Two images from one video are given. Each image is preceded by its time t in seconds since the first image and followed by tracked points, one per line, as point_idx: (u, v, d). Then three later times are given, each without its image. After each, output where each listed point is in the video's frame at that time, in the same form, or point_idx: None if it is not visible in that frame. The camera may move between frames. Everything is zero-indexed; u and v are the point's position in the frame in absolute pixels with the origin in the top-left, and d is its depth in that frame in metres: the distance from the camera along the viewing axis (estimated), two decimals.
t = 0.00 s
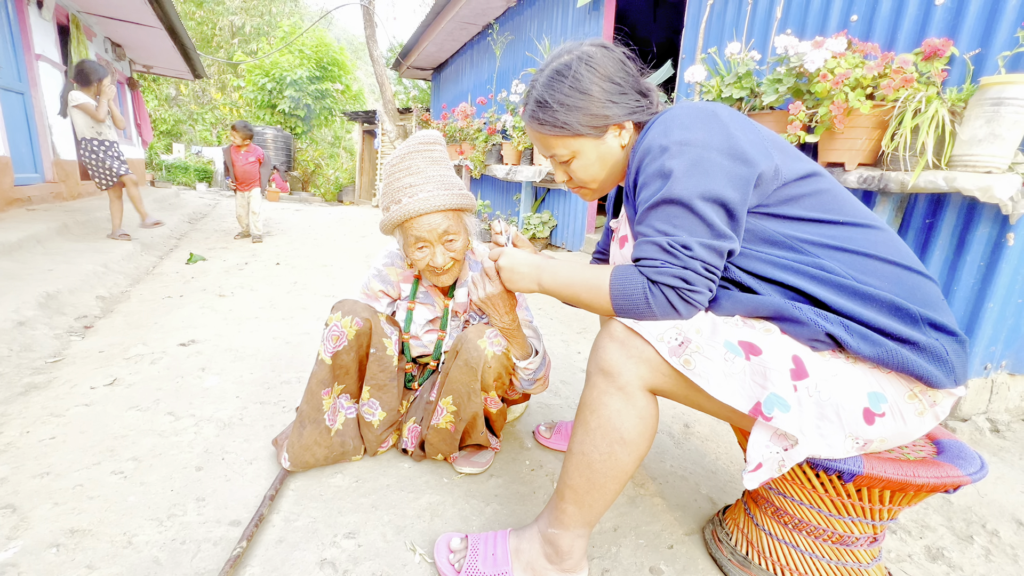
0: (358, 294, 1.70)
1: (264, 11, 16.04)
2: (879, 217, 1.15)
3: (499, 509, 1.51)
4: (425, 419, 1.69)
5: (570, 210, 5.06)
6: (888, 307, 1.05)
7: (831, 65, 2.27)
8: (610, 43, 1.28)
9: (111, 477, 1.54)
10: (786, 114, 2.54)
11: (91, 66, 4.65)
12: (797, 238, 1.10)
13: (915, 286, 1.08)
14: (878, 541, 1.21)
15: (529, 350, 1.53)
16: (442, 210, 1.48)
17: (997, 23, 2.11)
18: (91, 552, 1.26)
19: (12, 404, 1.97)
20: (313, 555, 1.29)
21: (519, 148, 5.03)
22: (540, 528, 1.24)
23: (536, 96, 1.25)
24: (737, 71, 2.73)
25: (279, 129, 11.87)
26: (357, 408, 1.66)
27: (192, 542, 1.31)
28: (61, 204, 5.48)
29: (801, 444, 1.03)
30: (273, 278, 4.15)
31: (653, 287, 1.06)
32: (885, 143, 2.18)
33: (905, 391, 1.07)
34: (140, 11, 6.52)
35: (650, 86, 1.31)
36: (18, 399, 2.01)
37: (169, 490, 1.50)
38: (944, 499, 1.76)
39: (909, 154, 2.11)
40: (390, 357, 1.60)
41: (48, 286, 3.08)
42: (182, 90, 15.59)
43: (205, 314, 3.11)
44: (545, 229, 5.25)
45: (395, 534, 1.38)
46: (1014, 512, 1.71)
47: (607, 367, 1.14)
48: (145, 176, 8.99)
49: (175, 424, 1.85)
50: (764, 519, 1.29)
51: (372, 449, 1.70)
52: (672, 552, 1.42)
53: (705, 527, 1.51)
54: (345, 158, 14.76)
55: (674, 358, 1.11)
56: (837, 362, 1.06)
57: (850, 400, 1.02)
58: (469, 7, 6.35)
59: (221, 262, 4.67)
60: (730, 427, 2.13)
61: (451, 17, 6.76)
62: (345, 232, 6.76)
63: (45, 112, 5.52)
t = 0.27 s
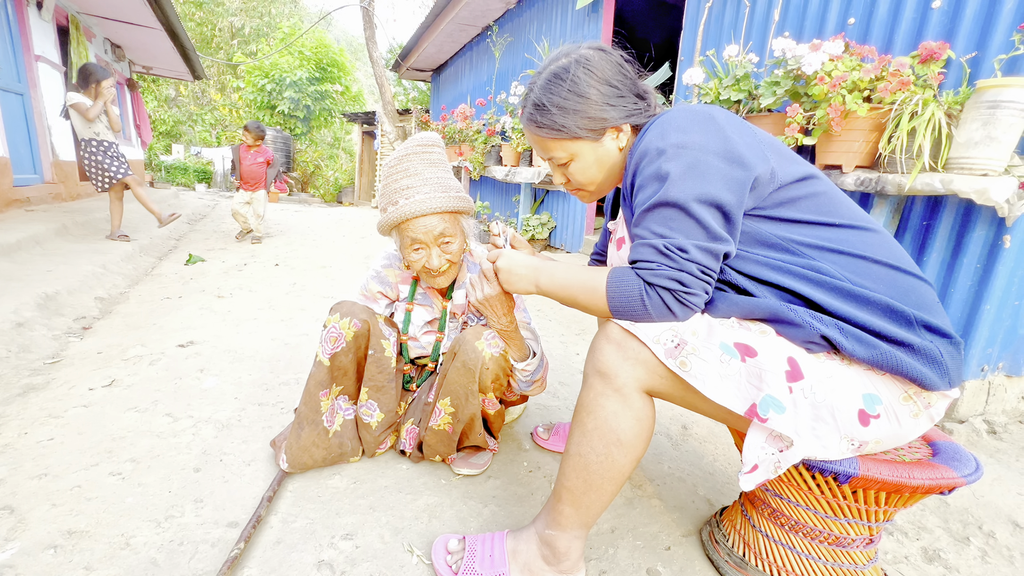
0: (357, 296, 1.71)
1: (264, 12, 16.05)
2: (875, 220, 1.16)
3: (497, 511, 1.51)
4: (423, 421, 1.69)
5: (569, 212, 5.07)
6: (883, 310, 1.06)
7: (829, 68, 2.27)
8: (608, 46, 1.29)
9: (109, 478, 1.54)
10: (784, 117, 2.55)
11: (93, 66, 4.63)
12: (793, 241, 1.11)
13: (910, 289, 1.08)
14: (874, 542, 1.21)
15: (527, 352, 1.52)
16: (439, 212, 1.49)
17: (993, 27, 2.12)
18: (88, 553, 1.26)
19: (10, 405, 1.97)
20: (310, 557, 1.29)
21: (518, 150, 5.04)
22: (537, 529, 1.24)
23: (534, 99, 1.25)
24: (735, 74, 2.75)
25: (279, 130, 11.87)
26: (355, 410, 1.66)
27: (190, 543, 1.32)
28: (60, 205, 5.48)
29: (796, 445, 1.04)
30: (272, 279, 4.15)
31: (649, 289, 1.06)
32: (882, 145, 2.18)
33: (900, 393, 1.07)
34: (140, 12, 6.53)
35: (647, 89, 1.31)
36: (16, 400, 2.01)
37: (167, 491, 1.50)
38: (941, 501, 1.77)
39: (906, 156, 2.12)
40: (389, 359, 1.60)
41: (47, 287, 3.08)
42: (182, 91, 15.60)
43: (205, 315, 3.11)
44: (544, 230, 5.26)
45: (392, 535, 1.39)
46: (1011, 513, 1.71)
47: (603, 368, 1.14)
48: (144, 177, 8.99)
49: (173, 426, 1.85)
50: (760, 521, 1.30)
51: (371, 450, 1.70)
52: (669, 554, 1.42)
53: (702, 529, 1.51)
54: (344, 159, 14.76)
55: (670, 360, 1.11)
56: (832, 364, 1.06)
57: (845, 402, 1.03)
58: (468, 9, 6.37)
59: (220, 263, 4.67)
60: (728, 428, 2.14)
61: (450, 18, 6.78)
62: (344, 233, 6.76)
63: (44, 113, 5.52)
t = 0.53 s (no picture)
0: (355, 297, 1.72)
1: (263, 14, 16.06)
2: (871, 222, 1.16)
3: (494, 512, 1.51)
4: (421, 422, 1.69)
5: (567, 213, 5.08)
6: (878, 311, 1.06)
7: (825, 70, 2.29)
8: (605, 48, 1.29)
9: (106, 480, 1.54)
10: (781, 119, 2.56)
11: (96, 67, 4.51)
12: (789, 243, 1.11)
13: (906, 290, 1.09)
14: (870, 543, 1.21)
15: (524, 353, 1.53)
16: (435, 214, 1.49)
17: (989, 30, 2.13)
18: (85, 555, 1.26)
19: (7, 406, 1.97)
20: (308, 558, 1.29)
21: (517, 151, 5.05)
22: (534, 530, 1.24)
23: (531, 101, 1.26)
24: (733, 76, 2.76)
25: (278, 131, 11.86)
26: (353, 411, 1.66)
27: (187, 545, 1.31)
28: (58, 206, 5.48)
29: (792, 446, 1.04)
30: (271, 280, 4.15)
31: (646, 291, 1.07)
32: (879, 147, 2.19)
33: (895, 394, 1.08)
34: (139, 13, 6.53)
35: (644, 91, 1.32)
36: (14, 401, 2.01)
37: (164, 493, 1.50)
38: (938, 502, 1.77)
39: (902, 158, 2.13)
40: (387, 360, 1.60)
41: (45, 288, 3.08)
42: (181, 92, 15.58)
43: (203, 317, 3.11)
44: (543, 231, 5.26)
45: (390, 537, 1.39)
46: (1007, 514, 1.72)
47: (600, 370, 1.14)
48: (143, 178, 8.99)
49: (170, 427, 1.84)
50: (757, 522, 1.30)
51: (368, 452, 1.70)
52: (666, 555, 1.42)
53: (699, 530, 1.52)
54: (343, 160, 14.75)
55: (667, 361, 1.11)
56: (827, 365, 1.07)
57: (840, 403, 1.03)
58: (467, 11, 6.38)
59: (218, 264, 4.66)
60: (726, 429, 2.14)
61: (449, 20, 6.79)
62: (343, 234, 6.76)
63: (43, 114, 5.52)
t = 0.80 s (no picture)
0: (355, 298, 1.72)
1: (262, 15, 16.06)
2: (870, 223, 1.17)
3: (494, 513, 1.52)
4: (420, 422, 1.69)
5: (567, 213, 5.08)
6: (878, 312, 1.06)
7: (825, 71, 2.29)
8: (604, 50, 1.29)
9: (107, 481, 1.54)
10: (780, 120, 2.57)
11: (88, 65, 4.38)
12: (788, 243, 1.11)
13: (905, 291, 1.09)
14: (870, 544, 1.22)
15: (524, 354, 1.54)
16: (434, 216, 1.49)
17: (987, 31, 2.13)
18: (85, 556, 1.26)
19: (7, 407, 1.97)
20: (307, 559, 1.29)
21: (517, 152, 5.05)
22: (534, 531, 1.24)
23: (531, 102, 1.26)
24: (733, 77, 2.76)
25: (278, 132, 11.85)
26: (353, 412, 1.66)
27: (187, 545, 1.32)
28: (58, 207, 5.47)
29: (791, 446, 1.04)
30: (270, 281, 4.15)
31: (645, 291, 1.07)
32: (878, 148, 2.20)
33: (894, 394, 1.08)
34: (139, 14, 6.54)
35: (643, 92, 1.32)
36: (14, 402, 2.01)
37: (165, 493, 1.50)
38: (937, 502, 1.77)
39: (901, 159, 2.14)
40: (386, 361, 1.60)
41: (45, 289, 3.08)
42: (181, 92, 15.57)
43: (202, 317, 3.11)
44: (542, 232, 5.26)
45: (390, 537, 1.39)
46: (1007, 514, 1.72)
47: (599, 370, 1.14)
48: (143, 178, 8.99)
49: (170, 428, 1.84)
50: (757, 522, 1.30)
51: (368, 452, 1.70)
52: (665, 555, 1.42)
53: (699, 530, 1.52)
54: (342, 161, 14.75)
55: (666, 361, 1.12)
56: (826, 366, 1.07)
57: (839, 403, 1.04)
58: (466, 12, 6.39)
59: (218, 265, 4.66)
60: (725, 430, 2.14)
61: (449, 21, 6.80)
62: (343, 235, 6.76)
63: (43, 115, 5.52)
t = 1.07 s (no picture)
0: (356, 298, 1.72)
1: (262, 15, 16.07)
2: (873, 222, 1.16)
3: (495, 513, 1.51)
4: (421, 423, 1.69)
5: (568, 213, 5.08)
6: (880, 311, 1.06)
7: (826, 71, 2.29)
8: (606, 47, 1.29)
9: (107, 481, 1.54)
10: (781, 120, 2.56)
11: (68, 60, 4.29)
12: (790, 243, 1.11)
13: (907, 290, 1.09)
14: (872, 544, 1.21)
15: (525, 354, 1.53)
16: (433, 216, 1.49)
17: (988, 30, 2.13)
18: (86, 556, 1.26)
19: (8, 408, 1.97)
20: (308, 559, 1.29)
21: (517, 152, 5.06)
22: (535, 531, 1.24)
23: (534, 98, 1.25)
24: (733, 77, 2.76)
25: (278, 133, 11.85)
26: (354, 412, 1.66)
27: (188, 546, 1.31)
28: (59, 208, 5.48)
29: (793, 446, 1.04)
30: (270, 281, 4.15)
31: (646, 291, 1.07)
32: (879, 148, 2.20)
33: (896, 394, 1.08)
34: (139, 15, 6.54)
35: (646, 89, 1.32)
36: (14, 403, 2.01)
37: (165, 494, 1.50)
38: (939, 502, 1.77)
39: (902, 158, 2.13)
40: (387, 361, 1.60)
41: (46, 289, 3.08)
42: (181, 93, 15.59)
43: (203, 318, 3.11)
44: (543, 232, 5.26)
45: (390, 538, 1.38)
46: (1009, 514, 1.71)
47: (601, 370, 1.14)
48: (143, 179, 9.00)
49: (171, 429, 1.84)
50: (759, 523, 1.30)
51: (369, 453, 1.70)
52: (667, 556, 1.42)
53: (700, 530, 1.52)
54: (343, 162, 14.75)
55: (667, 361, 1.12)
56: (828, 365, 1.07)
57: (841, 402, 1.03)
58: (467, 13, 6.40)
59: (218, 266, 4.66)
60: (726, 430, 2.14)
61: (449, 22, 6.80)
62: (343, 236, 6.76)
63: (43, 116, 5.52)
